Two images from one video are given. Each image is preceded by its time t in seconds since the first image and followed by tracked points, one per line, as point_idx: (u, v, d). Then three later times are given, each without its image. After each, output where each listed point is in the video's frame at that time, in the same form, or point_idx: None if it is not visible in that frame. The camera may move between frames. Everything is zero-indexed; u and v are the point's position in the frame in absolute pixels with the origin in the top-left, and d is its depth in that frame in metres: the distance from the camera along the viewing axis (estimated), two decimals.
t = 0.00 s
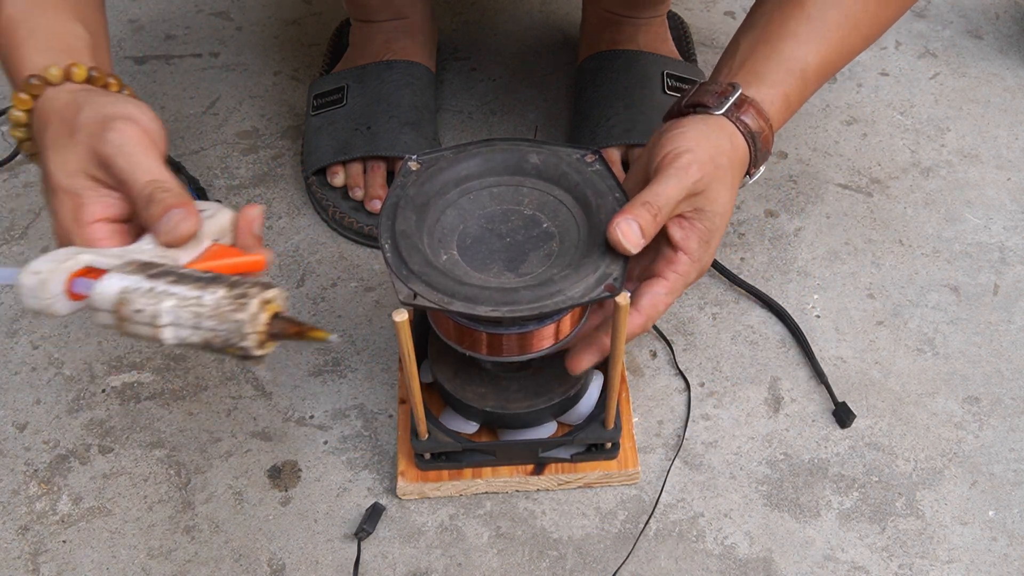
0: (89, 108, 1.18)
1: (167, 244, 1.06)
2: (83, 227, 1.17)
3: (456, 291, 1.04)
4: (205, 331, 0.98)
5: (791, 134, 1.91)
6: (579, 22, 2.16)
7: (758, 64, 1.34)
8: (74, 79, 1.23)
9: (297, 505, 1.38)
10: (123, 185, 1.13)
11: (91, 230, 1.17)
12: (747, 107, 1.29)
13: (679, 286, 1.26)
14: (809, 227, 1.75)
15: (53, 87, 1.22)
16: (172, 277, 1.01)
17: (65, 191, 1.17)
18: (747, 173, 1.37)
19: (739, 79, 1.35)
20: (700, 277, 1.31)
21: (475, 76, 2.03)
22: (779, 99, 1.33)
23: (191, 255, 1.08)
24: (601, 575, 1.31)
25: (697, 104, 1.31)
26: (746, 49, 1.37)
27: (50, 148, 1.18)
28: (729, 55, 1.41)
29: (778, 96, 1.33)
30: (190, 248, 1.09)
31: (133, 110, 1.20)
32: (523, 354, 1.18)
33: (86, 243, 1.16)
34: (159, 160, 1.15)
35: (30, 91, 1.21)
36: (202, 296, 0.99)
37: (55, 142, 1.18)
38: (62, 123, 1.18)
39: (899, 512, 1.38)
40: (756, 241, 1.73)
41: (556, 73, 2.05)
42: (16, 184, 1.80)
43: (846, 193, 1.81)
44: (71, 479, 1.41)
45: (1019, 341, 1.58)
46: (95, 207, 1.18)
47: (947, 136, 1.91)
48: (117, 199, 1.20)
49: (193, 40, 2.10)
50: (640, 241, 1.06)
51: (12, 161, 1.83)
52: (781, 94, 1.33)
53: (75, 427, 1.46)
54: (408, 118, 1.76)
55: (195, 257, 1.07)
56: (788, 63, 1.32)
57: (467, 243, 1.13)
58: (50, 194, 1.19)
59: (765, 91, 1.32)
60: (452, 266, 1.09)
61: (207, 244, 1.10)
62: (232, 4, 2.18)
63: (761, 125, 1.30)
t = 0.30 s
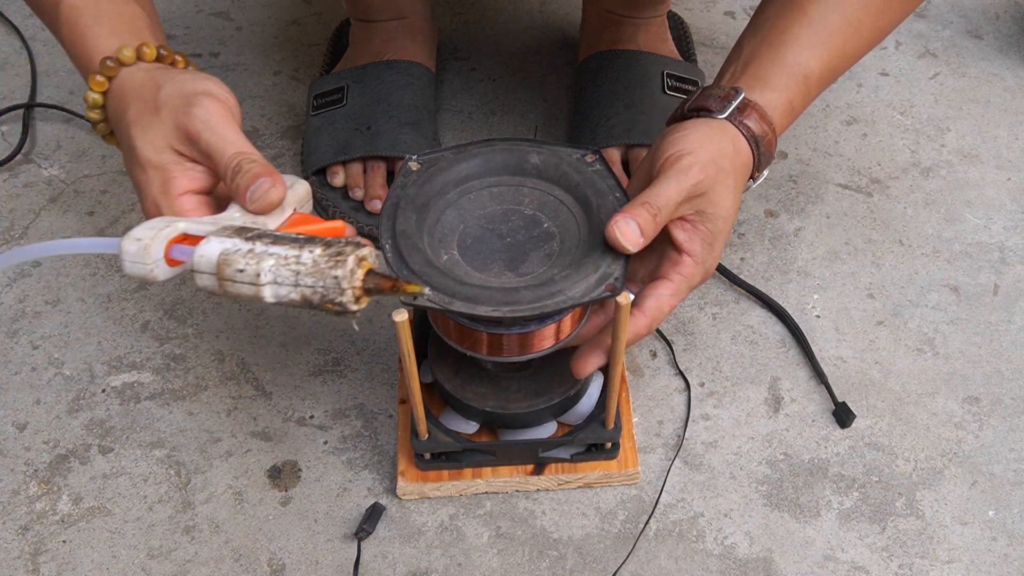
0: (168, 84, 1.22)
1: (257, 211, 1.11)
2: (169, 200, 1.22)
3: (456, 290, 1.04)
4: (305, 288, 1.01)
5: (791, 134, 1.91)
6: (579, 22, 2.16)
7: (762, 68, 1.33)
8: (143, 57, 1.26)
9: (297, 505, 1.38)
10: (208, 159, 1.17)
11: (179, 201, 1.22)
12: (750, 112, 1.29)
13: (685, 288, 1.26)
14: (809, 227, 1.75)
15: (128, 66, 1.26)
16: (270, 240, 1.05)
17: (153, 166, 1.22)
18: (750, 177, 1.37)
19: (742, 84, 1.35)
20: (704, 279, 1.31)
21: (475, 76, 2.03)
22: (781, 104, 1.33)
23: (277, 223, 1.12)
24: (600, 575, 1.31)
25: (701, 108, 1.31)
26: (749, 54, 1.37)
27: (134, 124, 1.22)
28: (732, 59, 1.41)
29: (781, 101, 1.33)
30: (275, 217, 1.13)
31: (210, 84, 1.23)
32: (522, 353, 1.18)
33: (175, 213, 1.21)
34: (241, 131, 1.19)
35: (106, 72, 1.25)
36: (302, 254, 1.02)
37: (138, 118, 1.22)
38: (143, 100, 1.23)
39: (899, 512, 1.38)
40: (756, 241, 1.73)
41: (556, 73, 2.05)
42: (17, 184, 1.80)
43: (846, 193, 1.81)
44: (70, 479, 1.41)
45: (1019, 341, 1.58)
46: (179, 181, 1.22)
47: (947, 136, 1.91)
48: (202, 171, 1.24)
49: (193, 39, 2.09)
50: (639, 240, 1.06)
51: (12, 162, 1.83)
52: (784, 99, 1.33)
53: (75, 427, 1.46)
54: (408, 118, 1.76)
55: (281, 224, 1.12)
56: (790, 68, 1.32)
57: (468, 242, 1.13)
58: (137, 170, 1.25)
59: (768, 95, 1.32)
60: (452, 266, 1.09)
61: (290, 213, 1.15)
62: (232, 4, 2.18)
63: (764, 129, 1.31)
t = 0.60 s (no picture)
0: (188, 77, 1.21)
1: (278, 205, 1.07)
2: (188, 194, 1.18)
3: (456, 288, 1.04)
4: (335, 274, 0.93)
5: (791, 134, 1.91)
6: (579, 22, 2.16)
7: (763, 72, 1.33)
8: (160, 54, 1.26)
9: (297, 505, 1.38)
10: (229, 150, 1.14)
11: (197, 196, 1.18)
12: (753, 114, 1.29)
13: (686, 288, 1.26)
14: (809, 227, 1.75)
15: (145, 62, 1.26)
16: (300, 227, 0.98)
17: (171, 159, 1.20)
18: (753, 179, 1.37)
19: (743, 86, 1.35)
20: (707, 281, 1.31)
21: (475, 76, 2.03)
22: (783, 107, 1.33)
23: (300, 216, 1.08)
24: (600, 575, 1.31)
25: (703, 111, 1.31)
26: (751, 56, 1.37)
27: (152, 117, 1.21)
28: (734, 62, 1.41)
29: (783, 103, 1.33)
30: (297, 211, 1.09)
31: (230, 79, 1.22)
32: (521, 352, 1.18)
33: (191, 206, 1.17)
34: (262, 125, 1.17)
35: (123, 67, 1.25)
36: (332, 240, 0.94)
37: (156, 112, 1.21)
38: (162, 93, 1.21)
39: (899, 512, 1.38)
40: (756, 241, 1.73)
41: (556, 73, 2.05)
42: (17, 184, 1.80)
43: (846, 193, 1.81)
44: (70, 479, 1.41)
45: (1019, 341, 1.58)
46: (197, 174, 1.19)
47: (947, 136, 1.91)
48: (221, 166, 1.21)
49: (193, 39, 2.09)
50: (637, 239, 1.06)
51: (12, 162, 1.83)
52: (786, 102, 1.33)
53: (75, 427, 1.46)
54: (408, 118, 1.76)
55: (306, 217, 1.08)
56: (792, 70, 1.32)
57: (468, 242, 1.13)
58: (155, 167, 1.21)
59: (769, 98, 1.32)
60: (452, 264, 1.09)
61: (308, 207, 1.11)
62: (232, 4, 2.18)
63: (766, 131, 1.31)
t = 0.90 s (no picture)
0: (148, 70, 1.11)
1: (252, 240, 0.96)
2: (141, 199, 1.04)
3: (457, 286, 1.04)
4: (390, 325, 0.85)
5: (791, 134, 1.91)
6: (579, 22, 2.16)
7: (765, 73, 1.33)
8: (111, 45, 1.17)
9: (297, 505, 1.38)
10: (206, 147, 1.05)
11: (155, 201, 1.03)
12: (754, 115, 1.29)
13: (686, 289, 1.26)
14: (809, 227, 1.75)
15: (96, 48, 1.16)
16: (338, 269, 0.87)
17: (122, 147, 1.05)
18: (755, 180, 1.37)
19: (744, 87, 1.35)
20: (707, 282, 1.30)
21: (475, 76, 2.03)
22: (785, 108, 1.33)
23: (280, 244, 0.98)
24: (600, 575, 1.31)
25: (705, 112, 1.31)
26: (752, 58, 1.37)
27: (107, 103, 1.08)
28: (736, 64, 1.41)
29: (784, 104, 1.33)
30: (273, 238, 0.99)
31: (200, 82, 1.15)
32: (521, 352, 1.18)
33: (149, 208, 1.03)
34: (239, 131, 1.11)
35: (69, 46, 1.13)
36: (385, 287, 0.86)
37: (112, 99, 1.08)
38: (121, 82, 1.10)
39: (899, 512, 1.38)
40: (756, 241, 1.73)
41: (556, 74, 2.05)
42: (17, 184, 1.80)
43: (846, 193, 1.81)
44: (70, 479, 1.41)
45: (1019, 341, 1.58)
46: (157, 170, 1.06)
47: (947, 136, 1.91)
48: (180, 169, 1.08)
49: (193, 40, 2.09)
50: (636, 238, 1.06)
51: (12, 162, 1.83)
52: (788, 103, 1.33)
53: (75, 427, 1.46)
54: (407, 118, 1.76)
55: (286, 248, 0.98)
56: (794, 71, 1.32)
57: (468, 242, 1.13)
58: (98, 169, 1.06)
59: (771, 99, 1.32)
60: (452, 263, 1.09)
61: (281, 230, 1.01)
62: (232, 4, 2.18)
63: (768, 133, 1.30)
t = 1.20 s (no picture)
0: (240, 76, 0.98)
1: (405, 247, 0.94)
2: (294, 217, 0.91)
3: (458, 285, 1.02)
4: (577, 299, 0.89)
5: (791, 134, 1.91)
6: (579, 22, 2.16)
7: (766, 73, 1.33)
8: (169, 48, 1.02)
9: (297, 506, 1.38)
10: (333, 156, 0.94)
11: (306, 219, 0.91)
12: (755, 116, 1.30)
13: (686, 288, 1.25)
14: (809, 227, 1.75)
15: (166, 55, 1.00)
16: (524, 253, 0.88)
17: (259, 164, 0.91)
18: (755, 181, 1.37)
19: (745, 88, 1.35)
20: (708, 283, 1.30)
21: (475, 76, 2.03)
22: (786, 108, 1.33)
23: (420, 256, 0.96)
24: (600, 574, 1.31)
25: (705, 113, 1.31)
26: (753, 58, 1.37)
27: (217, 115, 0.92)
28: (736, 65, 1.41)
29: (785, 104, 1.33)
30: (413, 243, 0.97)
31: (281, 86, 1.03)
32: (520, 352, 1.18)
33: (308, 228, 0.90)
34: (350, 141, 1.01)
35: (144, 55, 0.98)
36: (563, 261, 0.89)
37: (219, 109, 0.93)
38: (216, 89, 0.95)
39: (899, 512, 1.38)
40: (756, 241, 1.73)
41: (556, 73, 2.04)
42: (17, 185, 1.80)
43: (846, 193, 1.81)
44: (70, 479, 1.41)
45: (1019, 341, 1.58)
46: (293, 188, 0.93)
47: (947, 135, 1.91)
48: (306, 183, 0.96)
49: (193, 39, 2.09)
50: (634, 236, 1.06)
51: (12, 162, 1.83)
52: (789, 103, 1.33)
53: (75, 427, 1.46)
54: (407, 118, 1.76)
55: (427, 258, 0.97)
56: (795, 71, 1.32)
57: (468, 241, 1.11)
58: (229, 194, 0.92)
59: (772, 100, 1.32)
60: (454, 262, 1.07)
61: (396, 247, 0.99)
62: (232, 4, 2.18)
63: (768, 134, 1.30)
